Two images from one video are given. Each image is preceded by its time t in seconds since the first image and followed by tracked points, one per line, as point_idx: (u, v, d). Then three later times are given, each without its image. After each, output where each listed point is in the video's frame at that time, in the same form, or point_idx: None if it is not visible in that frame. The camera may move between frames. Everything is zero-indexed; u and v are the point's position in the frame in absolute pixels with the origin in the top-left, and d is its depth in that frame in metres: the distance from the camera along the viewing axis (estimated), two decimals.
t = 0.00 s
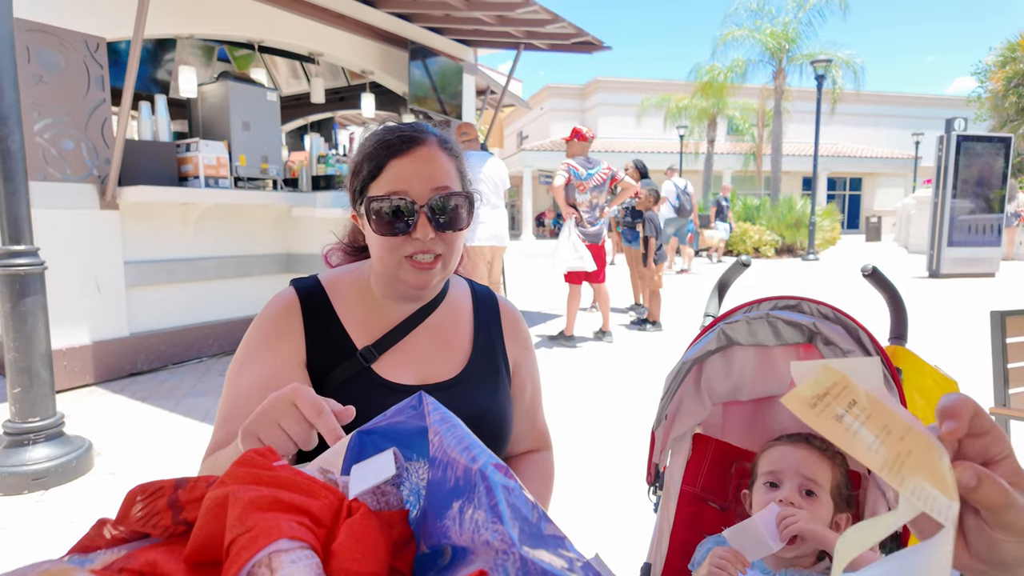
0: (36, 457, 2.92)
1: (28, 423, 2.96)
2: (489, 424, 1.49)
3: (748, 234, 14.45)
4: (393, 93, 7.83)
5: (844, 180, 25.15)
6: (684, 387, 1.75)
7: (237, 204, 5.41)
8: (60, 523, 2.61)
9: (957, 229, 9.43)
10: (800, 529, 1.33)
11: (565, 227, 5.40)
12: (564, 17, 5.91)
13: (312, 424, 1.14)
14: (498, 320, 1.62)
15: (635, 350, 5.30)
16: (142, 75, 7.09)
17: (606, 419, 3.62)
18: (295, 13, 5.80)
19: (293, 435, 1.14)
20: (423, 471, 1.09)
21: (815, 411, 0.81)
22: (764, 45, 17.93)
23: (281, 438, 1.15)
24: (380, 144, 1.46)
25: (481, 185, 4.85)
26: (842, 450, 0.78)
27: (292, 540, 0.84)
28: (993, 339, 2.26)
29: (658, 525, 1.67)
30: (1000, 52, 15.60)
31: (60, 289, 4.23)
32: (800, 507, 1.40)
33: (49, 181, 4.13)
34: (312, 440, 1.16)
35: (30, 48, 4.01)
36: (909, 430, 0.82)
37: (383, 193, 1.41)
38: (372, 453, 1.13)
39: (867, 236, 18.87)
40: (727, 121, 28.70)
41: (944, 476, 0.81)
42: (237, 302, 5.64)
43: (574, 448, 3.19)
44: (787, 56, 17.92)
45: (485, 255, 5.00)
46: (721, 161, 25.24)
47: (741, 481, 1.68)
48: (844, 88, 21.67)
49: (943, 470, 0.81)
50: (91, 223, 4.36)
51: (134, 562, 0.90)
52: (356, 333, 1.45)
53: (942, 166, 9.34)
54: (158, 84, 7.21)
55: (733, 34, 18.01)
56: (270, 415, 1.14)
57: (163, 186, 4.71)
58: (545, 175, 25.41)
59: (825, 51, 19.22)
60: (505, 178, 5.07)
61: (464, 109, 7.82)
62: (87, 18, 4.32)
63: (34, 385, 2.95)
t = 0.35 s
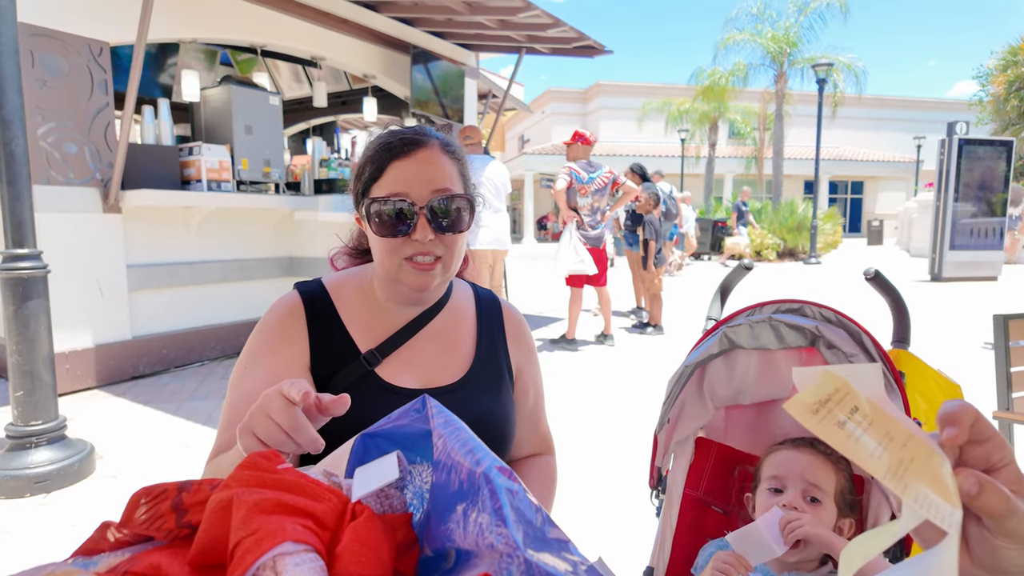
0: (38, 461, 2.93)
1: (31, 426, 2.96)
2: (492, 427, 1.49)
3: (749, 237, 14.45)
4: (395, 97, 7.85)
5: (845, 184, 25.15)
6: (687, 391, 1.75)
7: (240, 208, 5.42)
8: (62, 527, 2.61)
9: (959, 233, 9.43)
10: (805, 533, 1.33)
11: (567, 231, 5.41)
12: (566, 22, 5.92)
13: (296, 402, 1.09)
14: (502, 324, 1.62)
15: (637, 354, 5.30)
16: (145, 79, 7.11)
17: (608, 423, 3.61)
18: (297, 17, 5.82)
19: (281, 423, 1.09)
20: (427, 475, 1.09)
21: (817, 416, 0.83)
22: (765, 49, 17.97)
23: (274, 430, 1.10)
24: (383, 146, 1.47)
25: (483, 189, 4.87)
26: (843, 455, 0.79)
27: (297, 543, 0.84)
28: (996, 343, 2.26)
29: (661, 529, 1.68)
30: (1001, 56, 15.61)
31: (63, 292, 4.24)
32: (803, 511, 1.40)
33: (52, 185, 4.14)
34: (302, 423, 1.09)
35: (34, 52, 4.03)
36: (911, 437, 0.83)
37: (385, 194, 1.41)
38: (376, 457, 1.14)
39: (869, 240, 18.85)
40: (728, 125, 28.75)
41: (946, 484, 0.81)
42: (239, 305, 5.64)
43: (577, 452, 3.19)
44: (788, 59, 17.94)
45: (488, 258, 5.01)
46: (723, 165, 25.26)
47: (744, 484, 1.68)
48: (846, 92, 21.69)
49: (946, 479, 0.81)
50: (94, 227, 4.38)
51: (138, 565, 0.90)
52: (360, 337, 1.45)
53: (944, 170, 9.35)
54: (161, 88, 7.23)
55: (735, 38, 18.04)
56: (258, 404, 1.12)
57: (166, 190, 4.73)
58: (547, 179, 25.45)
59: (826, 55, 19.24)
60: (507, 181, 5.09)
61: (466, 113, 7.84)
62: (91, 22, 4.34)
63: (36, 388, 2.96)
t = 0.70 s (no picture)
0: (41, 463, 2.93)
1: (33, 429, 2.96)
2: (494, 430, 1.49)
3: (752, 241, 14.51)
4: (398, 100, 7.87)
5: (847, 187, 25.13)
6: (688, 394, 1.75)
7: (242, 211, 5.43)
8: (64, 530, 2.61)
9: (961, 236, 9.41)
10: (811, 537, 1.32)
11: (569, 234, 5.41)
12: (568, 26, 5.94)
13: (294, 400, 1.09)
14: (504, 328, 1.61)
15: (639, 357, 5.30)
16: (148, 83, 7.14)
17: (610, 426, 3.61)
18: (300, 21, 5.84)
19: (279, 421, 1.08)
20: (429, 477, 1.08)
21: (827, 412, 0.83)
22: (767, 52, 17.98)
23: (272, 428, 1.10)
24: (392, 148, 1.47)
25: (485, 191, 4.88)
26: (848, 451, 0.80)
27: (300, 546, 0.84)
28: (999, 346, 2.25)
29: (663, 534, 1.68)
30: (1003, 59, 15.60)
31: (66, 295, 4.24)
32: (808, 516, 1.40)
33: (55, 188, 4.15)
34: (300, 422, 1.08)
35: (38, 56, 4.05)
36: (919, 435, 0.82)
37: (395, 195, 1.41)
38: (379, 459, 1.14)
39: (871, 243, 18.81)
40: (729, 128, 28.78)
41: (951, 483, 0.78)
42: (241, 308, 5.65)
43: (579, 455, 3.18)
44: (790, 63, 17.96)
45: (489, 261, 5.01)
46: (724, 168, 25.28)
47: (748, 487, 1.67)
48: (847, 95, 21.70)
49: (952, 477, 0.79)
50: (97, 230, 4.39)
51: (140, 568, 0.90)
52: (362, 340, 1.45)
53: (946, 173, 9.35)
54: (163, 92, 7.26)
55: (736, 41, 18.05)
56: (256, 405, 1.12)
57: (168, 192, 4.74)
58: (548, 182, 25.48)
59: (828, 58, 19.25)
60: (508, 184, 5.10)
61: (468, 116, 7.86)
62: (94, 26, 4.36)
63: (38, 391, 2.96)
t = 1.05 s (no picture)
0: (43, 466, 2.93)
1: (36, 431, 2.97)
2: (497, 433, 1.49)
3: (754, 243, 14.51)
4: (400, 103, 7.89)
5: (849, 190, 25.11)
6: (691, 397, 1.75)
7: (244, 214, 5.44)
8: (66, 532, 2.61)
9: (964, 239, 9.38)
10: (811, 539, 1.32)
11: (570, 237, 5.41)
12: (569, 29, 5.95)
13: (284, 403, 1.08)
14: (507, 332, 1.61)
15: (641, 360, 5.30)
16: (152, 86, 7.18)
17: (612, 429, 3.60)
18: (303, 24, 5.85)
19: (269, 424, 1.08)
20: (433, 480, 1.08)
21: (827, 427, 0.82)
22: (769, 55, 17.97)
23: (263, 430, 1.09)
24: (402, 151, 1.47)
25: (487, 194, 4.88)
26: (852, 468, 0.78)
27: (304, 549, 0.84)
28: (1003, 349, 2.24)
29: (666, 537, 1.68)
30: (1006, 61, 15.57)
31: (69, 298, 4.26)
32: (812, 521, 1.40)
33: (59, 191, 4.17)
34: (290, 424, 1.08)
35: (42, 60, 4.06)
36: (915, 449, 0.83)
37: (408, 198, 1.41)
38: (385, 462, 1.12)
39: (873, 246, 18.79)
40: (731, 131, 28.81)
41: (950, 497, 0.81)
42: (244, 311, 5.65)
43: (582, 459, 3.18)
44: (792, 66, 17.95)
45: (491, 264, 5.01)
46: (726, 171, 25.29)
47: (751, 490, 1.65)
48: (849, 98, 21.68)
49: (950, 492, 0.82)
50: (100, 232, 4.40)
51: (144, 569, 0.90)
52: (366, 343, 1.46)
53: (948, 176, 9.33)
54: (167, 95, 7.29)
55: (738, 44, 18.04)
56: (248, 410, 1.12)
57: (171, 195, 4.75)
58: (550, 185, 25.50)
59: (830, 61, 19.24)
60: (510, 187, 5.10)
61: (470, 119, 7.87)
62: (98, 30, 4.38)
63: (42, 393, 2.97)
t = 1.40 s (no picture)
0: (46, 468, 2.94)
1: (39, 433, 2.98)
2: (501, 436, 1.49)
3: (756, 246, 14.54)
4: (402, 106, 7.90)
5: (852, 193, 25.10)
6: (694, 399, 1.75)
7: (247, 217, 5.46)
8: (69, 534, 2.61)
9: (967, 241, 9.36)
10: (818, 541, 1.32)
11: (573, 239, 5.41)
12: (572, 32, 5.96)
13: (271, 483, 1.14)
14: (510, 335, 1.62)
15: (643, 362, 5.30)
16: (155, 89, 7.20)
17: (616, 432, 3.61)
18: (306, 27, 5.87)
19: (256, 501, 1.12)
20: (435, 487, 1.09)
21: (820, 442, 0.86)
22: (771, 58, 17.99)
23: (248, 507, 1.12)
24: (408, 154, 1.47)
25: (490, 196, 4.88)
26: (843, 482, 0.83)
27: (306, 553, 0.84)
28: (1007, 352, 2.23)
29: (670, 539, 1.69)
30: (1009, 63, 15.56)
31: (72, 300, 4.27)
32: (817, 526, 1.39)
33: (63, 194, 4.18)
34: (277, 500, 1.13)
35: (47, 63, 4.08)
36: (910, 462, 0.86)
37: (414, 201, 1.42)
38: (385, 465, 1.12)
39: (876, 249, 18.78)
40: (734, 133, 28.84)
41: (946, 510, 0.84)
42: (246, 313, 5.66)
43: (585, 462, 3.17)
44: (794, 68, 17.95)
45: (493, 266, 5.01)
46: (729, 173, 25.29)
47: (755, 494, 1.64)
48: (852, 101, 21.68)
49: (945, 504, 0.85)
50: (104, 235, 4.41)
51: None
52: (369, 346, 1.45)
53: (952, 178, 9.32)
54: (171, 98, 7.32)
55: (741, 46, 18.06)
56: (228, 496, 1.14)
57: (174, 198, 4.76)
58: (553, 187, 25.52)
59: (833, 64, 19.24)
60: (513, 190, 5.11)
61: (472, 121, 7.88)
62: (103, 34, 4.40)
63: (45, 396, 2.97)
